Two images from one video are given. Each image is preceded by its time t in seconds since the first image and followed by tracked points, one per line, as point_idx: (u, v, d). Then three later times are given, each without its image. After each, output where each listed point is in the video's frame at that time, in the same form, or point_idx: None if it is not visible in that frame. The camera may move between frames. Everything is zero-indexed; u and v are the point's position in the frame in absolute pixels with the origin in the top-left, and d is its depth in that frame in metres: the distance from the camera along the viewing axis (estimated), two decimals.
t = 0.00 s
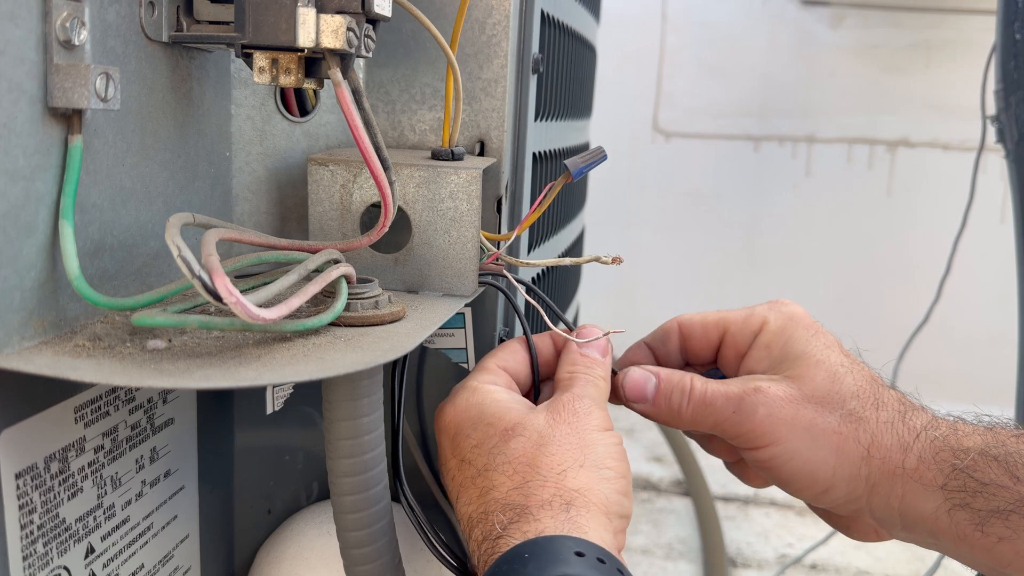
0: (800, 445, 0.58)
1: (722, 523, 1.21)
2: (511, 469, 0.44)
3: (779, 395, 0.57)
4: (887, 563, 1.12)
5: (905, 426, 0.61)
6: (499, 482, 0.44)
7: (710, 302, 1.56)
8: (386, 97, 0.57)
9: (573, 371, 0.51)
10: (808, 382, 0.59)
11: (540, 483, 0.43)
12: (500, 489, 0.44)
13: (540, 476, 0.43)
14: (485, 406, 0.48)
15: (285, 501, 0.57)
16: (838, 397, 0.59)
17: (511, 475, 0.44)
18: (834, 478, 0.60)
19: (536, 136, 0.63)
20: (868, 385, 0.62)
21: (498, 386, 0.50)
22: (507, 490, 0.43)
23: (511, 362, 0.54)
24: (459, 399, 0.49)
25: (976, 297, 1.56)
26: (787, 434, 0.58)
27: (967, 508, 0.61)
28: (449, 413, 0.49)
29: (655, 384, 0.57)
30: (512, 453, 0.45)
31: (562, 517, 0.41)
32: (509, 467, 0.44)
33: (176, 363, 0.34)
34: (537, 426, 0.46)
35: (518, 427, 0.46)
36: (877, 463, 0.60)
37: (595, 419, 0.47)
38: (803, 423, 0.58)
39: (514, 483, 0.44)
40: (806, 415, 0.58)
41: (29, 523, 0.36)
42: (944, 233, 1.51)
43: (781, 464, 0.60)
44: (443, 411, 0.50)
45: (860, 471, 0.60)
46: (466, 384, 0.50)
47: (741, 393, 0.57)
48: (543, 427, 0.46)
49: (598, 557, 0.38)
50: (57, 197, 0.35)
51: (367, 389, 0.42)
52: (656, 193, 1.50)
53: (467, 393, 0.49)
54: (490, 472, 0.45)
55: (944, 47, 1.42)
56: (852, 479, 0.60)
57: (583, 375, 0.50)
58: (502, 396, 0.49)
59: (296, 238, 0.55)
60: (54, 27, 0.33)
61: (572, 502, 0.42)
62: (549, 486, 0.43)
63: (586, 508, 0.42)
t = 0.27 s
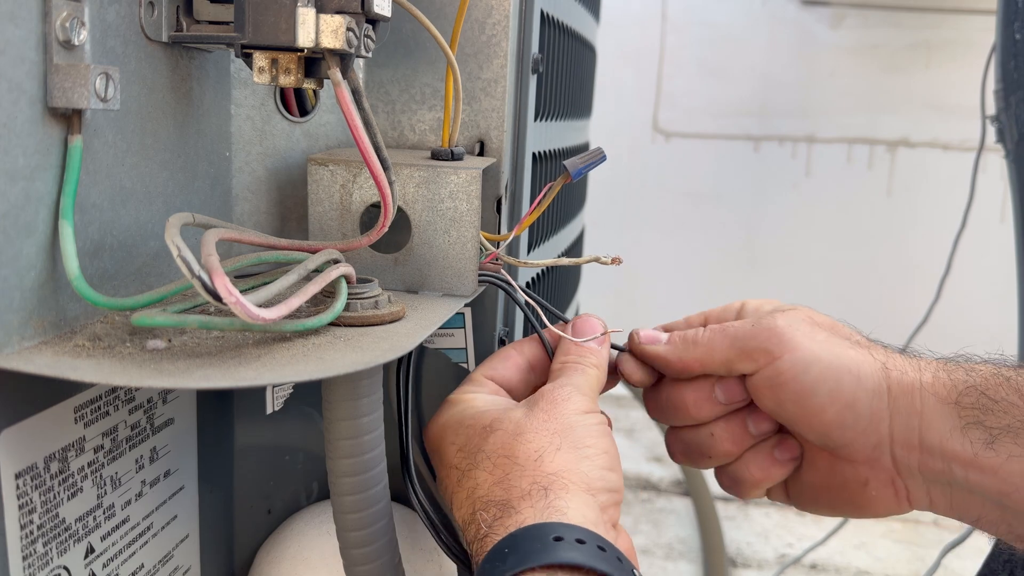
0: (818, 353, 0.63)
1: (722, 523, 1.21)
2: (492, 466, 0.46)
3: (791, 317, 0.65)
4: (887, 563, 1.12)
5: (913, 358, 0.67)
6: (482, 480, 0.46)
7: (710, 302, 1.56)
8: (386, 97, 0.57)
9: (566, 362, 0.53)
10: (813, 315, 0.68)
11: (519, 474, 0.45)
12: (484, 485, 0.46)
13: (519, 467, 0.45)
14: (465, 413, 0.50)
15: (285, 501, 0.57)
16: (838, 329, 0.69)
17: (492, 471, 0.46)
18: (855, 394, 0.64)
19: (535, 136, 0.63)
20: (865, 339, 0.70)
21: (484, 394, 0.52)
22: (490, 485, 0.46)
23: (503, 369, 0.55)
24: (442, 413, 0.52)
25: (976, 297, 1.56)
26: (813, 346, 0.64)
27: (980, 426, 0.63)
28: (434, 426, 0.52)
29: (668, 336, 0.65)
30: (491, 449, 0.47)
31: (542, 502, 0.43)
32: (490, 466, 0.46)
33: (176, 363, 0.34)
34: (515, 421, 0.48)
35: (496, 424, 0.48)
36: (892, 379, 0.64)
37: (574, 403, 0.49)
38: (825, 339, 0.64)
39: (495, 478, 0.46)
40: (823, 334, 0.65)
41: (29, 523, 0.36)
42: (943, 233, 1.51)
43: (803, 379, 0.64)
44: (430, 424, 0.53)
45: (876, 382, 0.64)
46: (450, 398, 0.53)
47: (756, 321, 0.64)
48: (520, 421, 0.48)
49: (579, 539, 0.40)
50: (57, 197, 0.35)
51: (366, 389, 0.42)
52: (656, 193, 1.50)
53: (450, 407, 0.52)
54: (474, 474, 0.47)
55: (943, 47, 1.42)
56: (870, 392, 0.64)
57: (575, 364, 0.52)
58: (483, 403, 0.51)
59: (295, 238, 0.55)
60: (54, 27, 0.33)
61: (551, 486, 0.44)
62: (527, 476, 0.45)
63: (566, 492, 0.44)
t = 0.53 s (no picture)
0: (813, 447, 0.57)
1: (722, 523, 1.21)
2: (483, 454, 0.46)
3: (794, 393, 0.55)
4: (887, 563, 1.12)
5: (924, 419, 0.58)
6: (476, 466, 0.47)
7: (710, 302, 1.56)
8: (386, 97, 0.57)
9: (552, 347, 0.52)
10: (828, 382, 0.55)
11: (511, 460, 0.45)
12: (478, 471, 0.46)
13: (509, 451, 0.45)
14: (453, 407, 0.51)
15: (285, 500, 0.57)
16: (856, 396, 0.55)
17: (484, 457, 0.46)
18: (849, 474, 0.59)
19: (535, 136, 0.63)
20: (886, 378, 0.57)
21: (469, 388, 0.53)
22: (484, 472, 0.46)
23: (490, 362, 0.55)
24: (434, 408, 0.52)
25: (976, 297, 1.56)
26: (809, 440, 0.56)
27: (983, 490, 0.61)
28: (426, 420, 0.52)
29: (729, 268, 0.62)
30: (481, 435, 0.47)
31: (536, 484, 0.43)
32: (481, 453, 0.47)
33: (175, 363, 0.34)
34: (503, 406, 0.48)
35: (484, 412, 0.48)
36: (894, 459, 0.58)
37: (563, 383, 0.48)
38: (827, 431, 0.56)
39: (488, 464, 0.46)
40: (825, 416, 0.55)
41: (29, 523, 0.36)
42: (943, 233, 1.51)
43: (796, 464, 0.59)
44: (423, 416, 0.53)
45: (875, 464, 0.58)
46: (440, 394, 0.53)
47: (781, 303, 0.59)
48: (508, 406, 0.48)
49: (574, 517, 0.40)
50: (57, 197, 0.35)
51: (366, 388, 0.42)
52: (656, 193, 1.51)
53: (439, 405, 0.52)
54: (467, 463, 0.47)
55: (943, 47, 1.42)
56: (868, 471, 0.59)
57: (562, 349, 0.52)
58: (469, 397, 0.51)
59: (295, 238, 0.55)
60: (53, 27, 0.33)
61: (543, 467, 0.44)
62: (519, 460, 0.45)
63: (558, 472, 0.44)
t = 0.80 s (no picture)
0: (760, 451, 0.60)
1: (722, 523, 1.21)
2: (457, 466, 0.47)
3: (740, 408, 0.58)
4: (886, 563, 1.12)
5: (874, 443, 0.59)
6: (450, 477, 0.47)
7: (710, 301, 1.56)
8: (386, 97, 0.57)
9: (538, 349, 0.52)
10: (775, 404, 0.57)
11: (483, 471, 0.45)
12: (452, 482, 0.47)
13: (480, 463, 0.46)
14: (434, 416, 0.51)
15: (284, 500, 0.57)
16: (801, 421, 0.57)
17: (459, 469, 0.47)
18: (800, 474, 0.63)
19: (535, 136, 0.63)
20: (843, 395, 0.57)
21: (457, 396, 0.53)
22: (457, 483, 0.46)
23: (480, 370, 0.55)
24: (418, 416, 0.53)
25: (976, 297, 1.56)
26: (757, 447, 0.60)
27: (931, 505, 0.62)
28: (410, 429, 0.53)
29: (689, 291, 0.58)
30: (458, 446, 0.48)
31: (505, 495, 0.44)
32: (455, 465, 0.47)
33: (175, 363, 0.34)
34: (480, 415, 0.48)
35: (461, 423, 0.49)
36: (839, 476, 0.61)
37: (542, 388, 0.49)
38: (771, 441, 0.59)
39: (462, 475, 0.46)
40: (768, 432, 0.58)
41: (29, 523, 0.36)
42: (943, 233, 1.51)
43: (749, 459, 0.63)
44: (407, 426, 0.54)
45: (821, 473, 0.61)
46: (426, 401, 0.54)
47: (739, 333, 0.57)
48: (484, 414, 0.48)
49: (545, 528, 0.41)
50: (56, 197, 0.35)
51: (365, 388, 0.42)
52: (656, 193, 1.51)
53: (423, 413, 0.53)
54: (443, 474, 0.48)
55: (943, 47, 1.42)
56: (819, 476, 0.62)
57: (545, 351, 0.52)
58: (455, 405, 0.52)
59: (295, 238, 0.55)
60: (53, 27, 0.33)
61: (512, 477, 0.44)
62: (491, 471, 0.45)
63: (527, 482, 0.44)
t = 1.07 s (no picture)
0: (769, 416, 0.58)
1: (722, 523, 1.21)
2: (470, 458, 0.47)
3: (751, 359, 0.57)
4: (887, 563, 1.12)
5: (881, 395, 0.59)
6: (462, 471, 0.47)
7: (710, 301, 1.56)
8: (386, 97, 0.57)
9: (550, 350, 0.53)
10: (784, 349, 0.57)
11: (495, 466, 0.45)
12: (464, 476, 0.47)
13: (493, 457, 0.46)
14: (448, 409, 0.51)
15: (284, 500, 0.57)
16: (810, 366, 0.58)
17: (472, 463, 0.47)
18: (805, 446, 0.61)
19: (535, 136, 0.63)
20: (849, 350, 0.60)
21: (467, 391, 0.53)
22: (469, 478, 0.46)
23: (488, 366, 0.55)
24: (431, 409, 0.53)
25: (976, 297, 1.56)
26: (767, 406, 0.58)
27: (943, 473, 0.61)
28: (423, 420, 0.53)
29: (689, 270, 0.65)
30: (471, 440, 0.48)
31: (516, 493, 0.44)
32: (468, 459, 0.47)
33: (175, 363, 0.34)
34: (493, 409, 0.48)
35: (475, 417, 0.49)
36: (850, 436, 0.60)
37: (555, 386, 0.49)
38: (779, 397, 0.58)
39: (475, 470, 0.46)
40: (778, 381, 0.57)
41: (29, 524, 0.36)
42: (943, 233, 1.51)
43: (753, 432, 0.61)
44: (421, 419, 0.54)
45: (831, 440, 0.60)
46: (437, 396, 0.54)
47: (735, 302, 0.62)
48: (498, 410, 0.48)
49: (553, 523, 0.40)
50: (57, 198, 0.35)
51: (365, 388, 0.42)
52: (655, 192, 1.51)
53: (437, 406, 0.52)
54: (456, 467, 0.48)
55: (943, 47, 1.42)
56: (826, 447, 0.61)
57: (557, 352, 0.52)
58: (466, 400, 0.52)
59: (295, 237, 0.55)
60: (53, 27, 0.33)
61: (524, 474, 0.44)
62: (502, 467, 0.45)
63: (538, 480, 0.44)
